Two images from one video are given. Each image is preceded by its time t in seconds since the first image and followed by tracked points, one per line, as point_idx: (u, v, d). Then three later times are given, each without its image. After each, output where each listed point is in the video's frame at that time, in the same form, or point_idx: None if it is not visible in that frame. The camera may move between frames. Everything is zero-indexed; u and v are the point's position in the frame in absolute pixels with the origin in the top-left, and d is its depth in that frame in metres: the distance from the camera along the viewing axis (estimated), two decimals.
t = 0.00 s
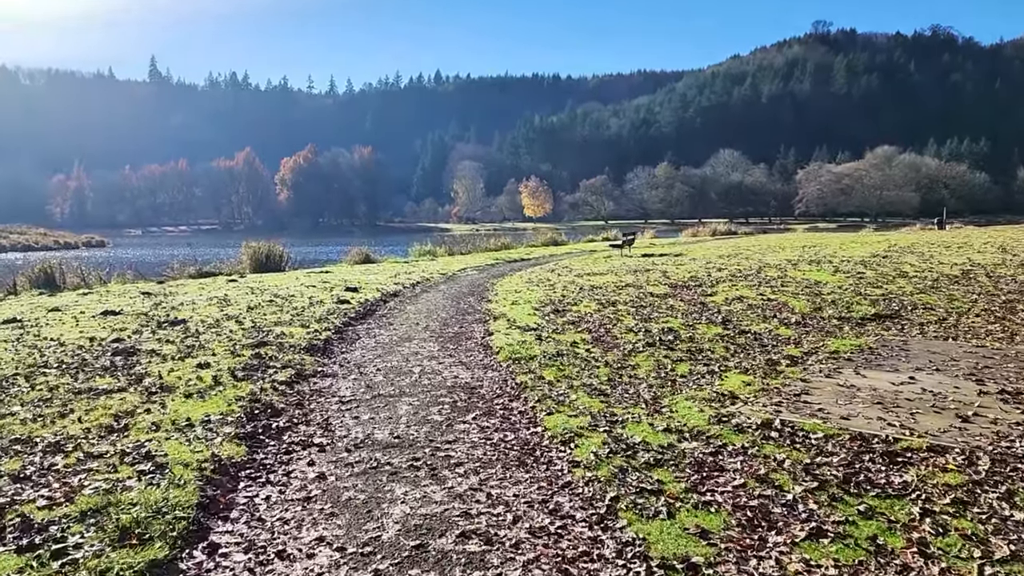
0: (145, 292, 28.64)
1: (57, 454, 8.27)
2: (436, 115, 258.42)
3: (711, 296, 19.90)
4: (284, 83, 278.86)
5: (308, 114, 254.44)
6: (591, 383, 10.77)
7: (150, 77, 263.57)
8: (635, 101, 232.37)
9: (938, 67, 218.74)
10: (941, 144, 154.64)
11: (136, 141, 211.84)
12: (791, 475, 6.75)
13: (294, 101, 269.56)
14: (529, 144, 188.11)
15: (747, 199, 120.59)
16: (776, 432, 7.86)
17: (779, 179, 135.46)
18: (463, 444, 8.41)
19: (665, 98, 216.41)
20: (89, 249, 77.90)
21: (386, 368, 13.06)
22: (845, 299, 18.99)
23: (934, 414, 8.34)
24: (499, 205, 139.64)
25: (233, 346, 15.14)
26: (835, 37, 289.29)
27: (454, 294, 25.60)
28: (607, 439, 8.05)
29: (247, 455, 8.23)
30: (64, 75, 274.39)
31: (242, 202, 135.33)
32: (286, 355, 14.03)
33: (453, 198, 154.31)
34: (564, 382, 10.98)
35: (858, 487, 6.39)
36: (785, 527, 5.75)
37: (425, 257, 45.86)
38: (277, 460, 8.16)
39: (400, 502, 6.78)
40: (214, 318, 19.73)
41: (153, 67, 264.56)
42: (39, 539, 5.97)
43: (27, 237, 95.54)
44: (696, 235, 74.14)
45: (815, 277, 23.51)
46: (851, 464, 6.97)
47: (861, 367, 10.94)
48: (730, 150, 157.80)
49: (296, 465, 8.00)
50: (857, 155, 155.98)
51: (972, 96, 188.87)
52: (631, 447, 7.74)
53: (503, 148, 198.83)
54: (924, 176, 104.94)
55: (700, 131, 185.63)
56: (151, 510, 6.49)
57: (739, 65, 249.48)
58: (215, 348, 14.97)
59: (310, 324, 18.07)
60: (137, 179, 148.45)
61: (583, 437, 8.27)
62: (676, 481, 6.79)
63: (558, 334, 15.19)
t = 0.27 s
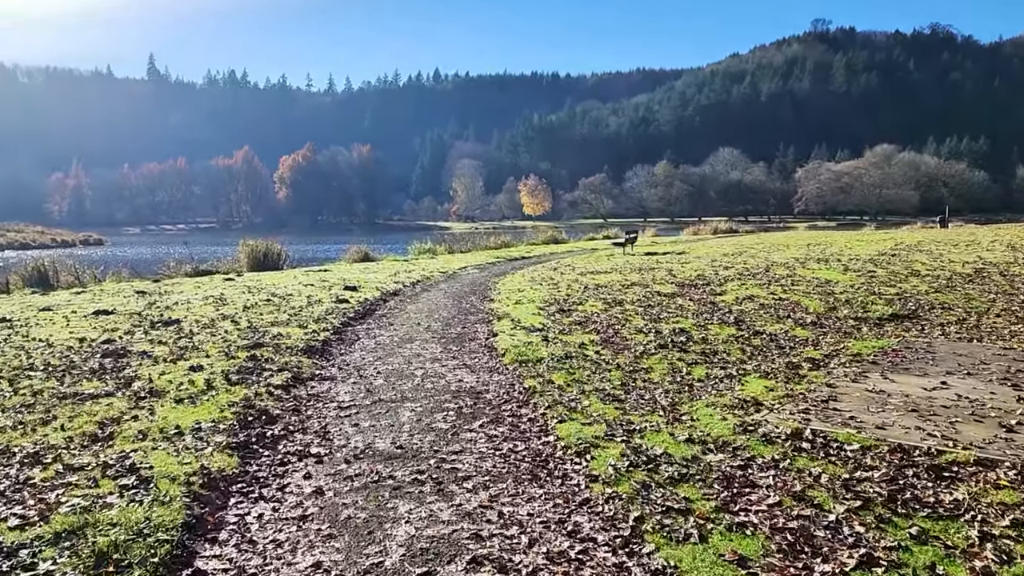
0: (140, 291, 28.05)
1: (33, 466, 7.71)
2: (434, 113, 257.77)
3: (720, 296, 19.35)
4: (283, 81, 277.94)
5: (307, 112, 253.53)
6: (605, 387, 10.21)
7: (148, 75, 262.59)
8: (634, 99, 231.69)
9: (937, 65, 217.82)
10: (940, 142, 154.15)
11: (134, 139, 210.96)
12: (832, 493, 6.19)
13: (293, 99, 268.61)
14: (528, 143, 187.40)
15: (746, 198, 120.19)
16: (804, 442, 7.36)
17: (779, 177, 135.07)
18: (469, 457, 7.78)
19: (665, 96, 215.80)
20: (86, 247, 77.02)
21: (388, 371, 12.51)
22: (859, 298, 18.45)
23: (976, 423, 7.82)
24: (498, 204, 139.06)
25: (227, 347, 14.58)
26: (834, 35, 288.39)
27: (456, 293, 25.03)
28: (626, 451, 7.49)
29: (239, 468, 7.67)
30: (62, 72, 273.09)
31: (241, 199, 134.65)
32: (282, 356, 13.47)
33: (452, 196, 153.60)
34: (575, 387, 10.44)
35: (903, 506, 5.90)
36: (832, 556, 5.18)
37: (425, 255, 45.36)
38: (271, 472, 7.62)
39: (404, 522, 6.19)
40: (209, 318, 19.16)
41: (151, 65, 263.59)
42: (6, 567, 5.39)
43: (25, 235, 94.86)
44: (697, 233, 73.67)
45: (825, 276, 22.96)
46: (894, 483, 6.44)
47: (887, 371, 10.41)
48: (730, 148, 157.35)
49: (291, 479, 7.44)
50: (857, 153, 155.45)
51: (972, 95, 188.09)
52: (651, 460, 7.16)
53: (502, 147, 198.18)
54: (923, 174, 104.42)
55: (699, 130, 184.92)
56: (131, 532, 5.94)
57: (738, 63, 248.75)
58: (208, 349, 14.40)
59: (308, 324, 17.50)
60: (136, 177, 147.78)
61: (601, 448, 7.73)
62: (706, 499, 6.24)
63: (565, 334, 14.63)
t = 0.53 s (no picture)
0: (133, 293, 27.36)
1: (4, 495, 7.03)
2: (432, 112, 257.08)
3: (731, 299, 18.70)
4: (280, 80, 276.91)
5: (304, 111, 252.59)
6: (624, 401, 9.55)
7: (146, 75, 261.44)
8: (633, 98, 231.07)
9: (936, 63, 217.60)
10: (940, 140, 153.74)
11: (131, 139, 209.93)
12: (890, 529, 5.56)
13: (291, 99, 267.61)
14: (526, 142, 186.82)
15: (745, 197, 119.76)
16: (849, 469, 6.73)
17: (778, 176, 134.61)
18: (479, 484, 7.12)
19: (663, 95, 215.26)
20: (83, 249, 76.24)
21: (390, 382, 11.83)
22: (877, 301, 17.79)
23: None
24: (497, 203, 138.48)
25: (221, 356, 13.91)
26: (832, 34, 288.02)
27: (457, 295, 24.41)
28: (653, 476, 6.83)
29: (229, 496, 7.02)
30: (58, 71, 271.83)
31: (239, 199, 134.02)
32: (278, 366, 12.82)
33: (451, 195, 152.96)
34: (590, 400, 9.83)
35: (973, 545, 5.28)
36: None
37: (425, 255, 44.75)
38: (265, 502, 6.96)
39: (413, 564, 5.52)
40: (202, 323, 18.46)
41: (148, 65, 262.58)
42: None
43: (21, 235, 94.09)
44: (697, 232, 73.14)
45: (837, 277, 22.32)
46: (956, 516, 5.83)
47: (923, 383, 9.74)
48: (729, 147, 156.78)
49: (286, 508, 6.78)
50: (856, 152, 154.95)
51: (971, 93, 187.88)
52: (683, 488, 6.52)
53: (501, 145, 197.41)
54: (922, 173, 103.91)
55: (699, 128, 184.30)
56: None
57: (737, 62, 248.20)
58: (200, 358, 13.73)
59: (305, 330, 16.83)
60: (134, 177, 146.96)
61: (624, 473, 7.07)
62: (748, 537, 5.58)
63: (574, 341, 13.98)
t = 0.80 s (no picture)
0: (127, 292, 26.81)
1: None
2: (431, 111, 256.45)
3: (739, 300, 18.29)
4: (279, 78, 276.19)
5: (303, 109, 251.85)
6: (636, 407, 9.09)
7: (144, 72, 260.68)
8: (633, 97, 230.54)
9: (935, 63, 217.42)
10: (939, 140, 153.32)
11: (130, 136, 209.20)
12: (937, 556, 5.09)
13: (290, 97, 266.83)
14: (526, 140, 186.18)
15: (744, 196, 119.22)
16: (884, 485, 6.28)
17: (777, 175, 134.18)
18: (487, 499, 6.64)
19: (663, 94, 214.76)
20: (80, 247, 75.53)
21: (392, 387, 11.35)
22: (889, 301, 17.35)
23: None
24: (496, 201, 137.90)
25: (215, 358, 13.39)
26: (831, 33, 287.62)
27: (457, 295, 23.91)
28: (674, 493, 6.36)
29: (217, 512, 6.55)
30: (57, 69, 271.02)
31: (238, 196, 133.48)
32: (273, 369, 12.34)
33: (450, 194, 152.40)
34: (601, 405, 9.36)
35: None
36: None
37: (424, 254, 44.30)
38: (256, 519, 6.49)
39: None
40: (196, 324, 17.93)
41: (147, 63, 261.78)
42: None
43: (18, 232, 93.49)
44: (697, 232, 72.60)
45: (845, 278, 21.90)
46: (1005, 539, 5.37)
47: (950, 390, 9.29)
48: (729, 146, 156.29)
49: (277, 528, 6.29)
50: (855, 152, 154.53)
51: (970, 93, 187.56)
52: (709, 507, 6.04)
53: (500, 144, 196.78)
54: (922, 172, 103.24)
55: (698, 128, 183.78)
56: None
57: (736, 61, 247.68)
58: (192, 361, 13.26)
59: (301, 331, 16.32)
60: (132, 174, 146.33)
61: (644, 489, 6.57)
62: (783, 563, 5.10)
63: (580, 343, 13.50)
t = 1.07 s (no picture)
0: (120, 298, 26.20)
1: None
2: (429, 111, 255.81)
3: (748, 304, 17.76)
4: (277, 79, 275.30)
5: (302, 110, 251.10)
6: (652, 424, 8.55)
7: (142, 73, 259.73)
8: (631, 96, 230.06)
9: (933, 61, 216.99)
10: (938, 138, 152.84)
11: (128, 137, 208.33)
12: None
13: (288, 97, 266.03)
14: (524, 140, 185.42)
15: (744, 195, 118.61)
16: (932, 516, 5.74)
17: (776, 174, 133.59)
18: (494, 532, 6.10)
19: (661, 94, 214.28)
20: (76, 250, 74.77)
21: (391, 400, 10.79)
22: (902, 305, 16.85)
23: None
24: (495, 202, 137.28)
25: (205, 369, 12.85)
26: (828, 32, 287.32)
27: (457, 299, 23.32)
28: (699, 526, 5.83)
29: (200, 549, 6.00)
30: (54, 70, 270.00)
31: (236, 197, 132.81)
32: (267, 382, 11.79)
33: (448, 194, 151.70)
34: (613, 423, 8.82)
35: None
36: None
37: (423, 256, 43.72)
38: (244, 557, 5.94)
39: None
40: (188, 331, 17.39)
41: (145, 64, 260.92)
42: None
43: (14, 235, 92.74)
44: (697, 232, 72.06)
45: (854, 280, 21.39)
46: None
47: (983, 404, 8.73)
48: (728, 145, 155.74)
49: (266, 567, 5.76)
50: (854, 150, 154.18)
51: (969, 91, 187.23)
52: (741, 542, 5.50)
53: (498, 144, 196.09)
54: (920, 170, 102.04)
55: (697, 127, 183.14)
56: None
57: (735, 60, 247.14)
58: (182, 372, 12.70)
59: (296, 338, 15.77)
60: (130, 176, 145.65)
61: (665, 520, 6.04)
62: None
63: (586, 352, 12.95)
